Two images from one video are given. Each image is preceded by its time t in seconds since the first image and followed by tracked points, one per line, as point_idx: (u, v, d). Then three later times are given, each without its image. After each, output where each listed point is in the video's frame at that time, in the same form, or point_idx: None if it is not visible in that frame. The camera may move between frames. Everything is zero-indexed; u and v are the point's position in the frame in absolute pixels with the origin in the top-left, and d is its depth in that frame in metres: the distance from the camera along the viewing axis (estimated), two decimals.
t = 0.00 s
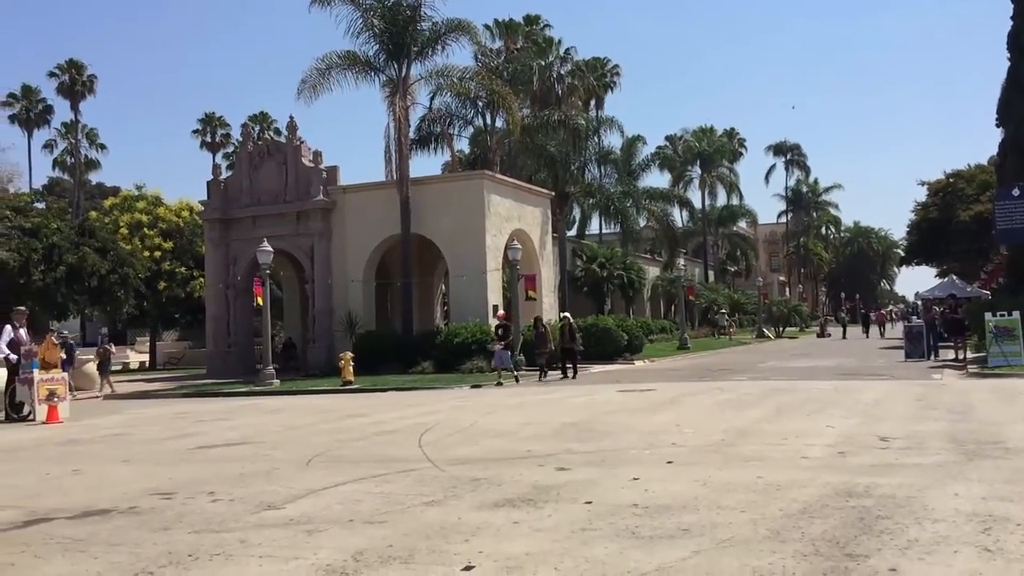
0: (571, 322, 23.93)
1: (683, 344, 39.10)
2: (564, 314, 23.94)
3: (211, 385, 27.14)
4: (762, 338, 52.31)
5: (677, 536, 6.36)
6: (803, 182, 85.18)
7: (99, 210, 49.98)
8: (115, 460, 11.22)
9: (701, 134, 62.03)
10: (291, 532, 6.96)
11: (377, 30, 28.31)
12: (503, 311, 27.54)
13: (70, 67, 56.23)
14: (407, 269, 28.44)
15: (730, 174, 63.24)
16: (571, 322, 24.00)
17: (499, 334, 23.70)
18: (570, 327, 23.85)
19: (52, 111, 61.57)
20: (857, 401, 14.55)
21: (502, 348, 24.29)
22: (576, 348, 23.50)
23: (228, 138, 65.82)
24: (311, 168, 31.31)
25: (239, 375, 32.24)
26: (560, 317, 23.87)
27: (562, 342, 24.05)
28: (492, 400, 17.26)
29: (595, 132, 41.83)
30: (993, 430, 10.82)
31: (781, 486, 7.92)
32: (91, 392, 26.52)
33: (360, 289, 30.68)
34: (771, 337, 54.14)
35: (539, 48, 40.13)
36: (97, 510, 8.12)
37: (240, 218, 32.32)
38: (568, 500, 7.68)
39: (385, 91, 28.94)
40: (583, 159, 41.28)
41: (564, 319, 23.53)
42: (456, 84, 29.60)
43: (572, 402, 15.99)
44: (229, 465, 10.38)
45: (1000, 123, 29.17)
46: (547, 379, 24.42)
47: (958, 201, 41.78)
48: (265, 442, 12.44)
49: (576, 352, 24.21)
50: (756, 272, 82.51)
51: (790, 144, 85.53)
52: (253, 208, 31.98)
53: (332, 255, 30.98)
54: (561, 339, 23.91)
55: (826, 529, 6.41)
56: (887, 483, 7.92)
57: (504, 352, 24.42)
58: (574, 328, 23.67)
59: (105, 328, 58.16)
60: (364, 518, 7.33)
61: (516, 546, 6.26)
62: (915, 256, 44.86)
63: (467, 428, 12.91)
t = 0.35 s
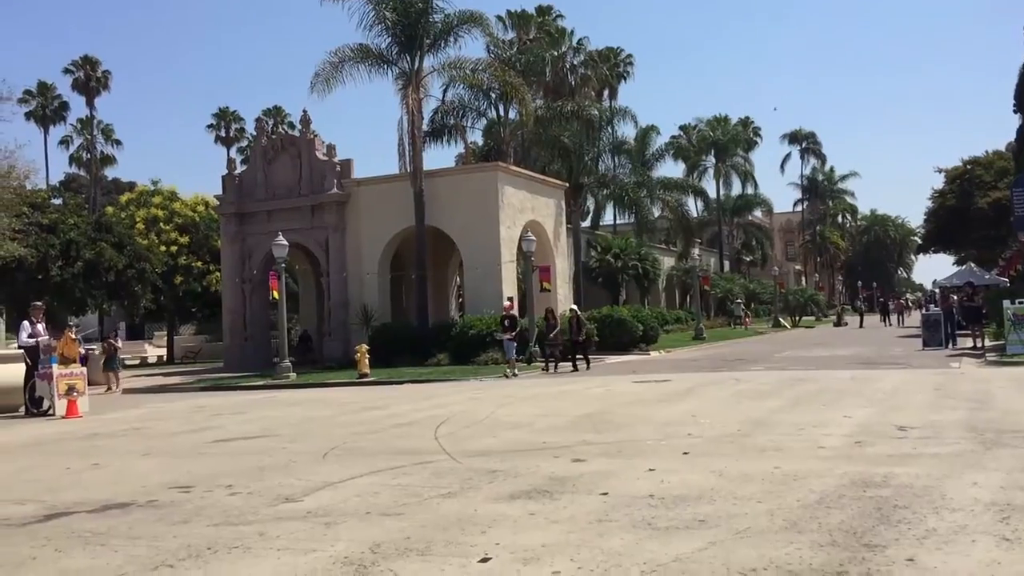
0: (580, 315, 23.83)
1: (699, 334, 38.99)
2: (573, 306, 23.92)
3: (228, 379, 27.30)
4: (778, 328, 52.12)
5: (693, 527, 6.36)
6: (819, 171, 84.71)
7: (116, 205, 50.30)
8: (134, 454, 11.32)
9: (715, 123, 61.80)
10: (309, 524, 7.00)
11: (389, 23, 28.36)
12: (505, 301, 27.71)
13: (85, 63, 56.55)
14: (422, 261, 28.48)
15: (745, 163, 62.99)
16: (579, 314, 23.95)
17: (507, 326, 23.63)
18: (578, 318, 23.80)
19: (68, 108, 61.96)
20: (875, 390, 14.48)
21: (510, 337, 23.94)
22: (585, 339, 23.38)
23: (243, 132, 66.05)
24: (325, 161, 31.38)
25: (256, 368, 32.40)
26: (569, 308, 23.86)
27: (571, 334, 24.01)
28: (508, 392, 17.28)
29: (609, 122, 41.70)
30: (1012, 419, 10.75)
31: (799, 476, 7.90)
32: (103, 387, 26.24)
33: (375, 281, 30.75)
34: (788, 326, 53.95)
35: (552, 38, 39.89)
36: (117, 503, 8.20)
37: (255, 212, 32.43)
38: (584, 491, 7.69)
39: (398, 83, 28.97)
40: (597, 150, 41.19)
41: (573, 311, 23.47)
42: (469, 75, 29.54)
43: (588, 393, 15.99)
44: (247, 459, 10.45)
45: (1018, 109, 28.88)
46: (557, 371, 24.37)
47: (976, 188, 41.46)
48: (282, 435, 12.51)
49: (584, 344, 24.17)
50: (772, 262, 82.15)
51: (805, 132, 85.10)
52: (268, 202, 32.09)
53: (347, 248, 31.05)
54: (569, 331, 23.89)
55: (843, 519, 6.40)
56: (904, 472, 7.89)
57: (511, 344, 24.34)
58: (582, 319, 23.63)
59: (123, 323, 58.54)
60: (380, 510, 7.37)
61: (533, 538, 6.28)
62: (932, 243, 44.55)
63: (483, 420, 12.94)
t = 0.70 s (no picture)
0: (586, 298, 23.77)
1: (711, 318, 38.90)
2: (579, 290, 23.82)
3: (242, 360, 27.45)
4: (792, 312, 52.00)
5: (705, 509, 6.38)
6: (834, 155, 84.24)
7: (130, 186, 50.48)
8: (149, 434, 11.41)
9: (729, 107, 61.49)
10: (323, 504, 7.06)
11: (402, 5, 28.28)
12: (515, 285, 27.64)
13: (99, 45, 56.64)
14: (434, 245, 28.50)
15: (759, 147, 62.69)
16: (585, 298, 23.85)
17: (512, 310, 23.45)
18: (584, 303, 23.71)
19: (82, 90, 62.11)
20: (889, 376, 14.46)
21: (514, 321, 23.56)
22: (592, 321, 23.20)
23: (256, 114, 66.10)
24: (338, 144, 31.41)
25: (269, 350, 32.58)
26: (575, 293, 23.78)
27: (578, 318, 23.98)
28: (520, 375, 17.32)
29: (622, 106, 41.52)
30: None
31: (811, 460, 7.90)
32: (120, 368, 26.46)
33: (388, 264, 30.81)
34: (801, 311, 53.78)
35: (565, 21, 39.52)
36: (132, 482, 8.28)
37: (269, 194, 32.49)
38: (596, 474, 7.71)
39: (412, 66, 28.92)
40: (610, 133, 41.12)
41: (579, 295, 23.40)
42: (482, 58, 29.44)
43: (600, 377, 16.01)
44: (261, 440, 10.52)
45: None
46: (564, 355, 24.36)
47: (992, 173, 41.15)
48: (296, 416, 12.59)
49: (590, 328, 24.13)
50: (786, 247, 81.80)
51: (820, 116, 84.55)
52: (281, 184, 32.14)
53: (360, 230, 31.11)
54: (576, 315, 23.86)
55: (856, 503, 6.40)
56: (917, 456, 7.88)
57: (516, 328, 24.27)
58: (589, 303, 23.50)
59: (138, 304, 58.87)
60: (394, 491, 7.41)
61: (545, 519, 6.30)
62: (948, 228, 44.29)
63: (496, 403, 12.98)
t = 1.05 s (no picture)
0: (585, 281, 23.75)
1: (715, 301, 38.86)
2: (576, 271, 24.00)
3: (246, 341, 27.49)
4: (795, 296, 51.94)
5: (708, 492, 6.38)
6: (840, 139, 83.97)
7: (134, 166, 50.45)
8: (154, 413, 11.45)
9: (735, 90, 61.19)
10: (327, 484, 7.08)
11: None
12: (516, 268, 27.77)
13: (103, 24, 56.46)
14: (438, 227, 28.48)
15: (764, 131, 62.47)
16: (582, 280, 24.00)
17: (508, 292, 23.38)
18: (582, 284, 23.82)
19: (86, 69, 61.98)
20: (892, 360, 14.45)
21: (509, 304, 23.56)
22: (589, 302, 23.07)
23: (260, 95, 65.95)
24: (343, 125, 31.32)
25: (273, 331, 32.61)
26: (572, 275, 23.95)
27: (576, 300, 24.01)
28: (524, 357, 17.34)
29: (628, 89, 41.35)
30: None
31: (815, 443, 7.91)
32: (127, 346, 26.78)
33: (392, 246, 30.79)
34: (805, 295, 53.74)
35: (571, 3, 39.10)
36: (137, 461, 8.31)
37: (273, 175, 32.44)
38: (600, 456, 7.72)
39: (416, 47, 28.81)
40: (615, 116, 41.03)
41: (577, 278, 23.41)
42: (487, 40, 29.31)
43: (604, 359, 16.03)
44: (265, 419, 10.54)
45: None
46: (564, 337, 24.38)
47: (999, 157, 40.97)
48: (300, 396, 12.62)
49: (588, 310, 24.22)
50: (790, 231, 81.67)
51: (826, 100, 84.17)
52: (286, 165, 32.08)
53: (364, 211, 31.06)
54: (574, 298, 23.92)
55: (859, 486, 6.40)
56: (921, 441, 7.88)
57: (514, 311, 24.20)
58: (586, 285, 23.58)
59: (142, 284, 58.94)
60: (397, 471, 7.43)
61: (549, 500, 6.32)
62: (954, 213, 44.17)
63: (500, 384, 13.00)
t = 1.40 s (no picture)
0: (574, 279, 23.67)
1: (712, 302, 38.88)
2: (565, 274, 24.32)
3: (243, 342, 27.46)
4: (792, 296, 52.00)
5: (706, 492, 6.37)
6: (836, 139, 84.09)
7: (130, 168, 50.37)
8: (150, 415, 11.43)
9: (731, 90, 61.19)
10: (325, 485, 7.08)
11: None
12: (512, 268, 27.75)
13: (99, 26, 56.36)
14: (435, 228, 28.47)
15: (761, 131, 62.56)
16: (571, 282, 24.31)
17: (497, 293, 23.39)
18: (571, 286, 24.08)
19: (82, 71, 61.90)
20: (889, 359, 14.47)
21: (499, 303, 23.47)
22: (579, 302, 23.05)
23: (256, 97, 65.91)
24: (339, 126, 31.30)
25: (270, 333, 32.57)
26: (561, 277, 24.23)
27: (566, 302, 24.08)
28: (521, 358, 17.33)
29: (624, 89, 41.38)
30: None
31: (811, 443, 7.91)
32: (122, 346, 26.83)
33: (389, 246, 30.77)
34: (802, 295, 53.79)
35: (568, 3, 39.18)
36: (135, 463, 8.30)
37: (270, 176, 32.40)
38: (597, 456, 7.72)
39: (413, 48, 28.80)
40: (612, 117, 41.06)
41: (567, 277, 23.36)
42: (483, 41, 29.31)
43: (601, 359, 16.04)
44: (262, 421, 10.53)
45: None
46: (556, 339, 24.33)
47: (995, 157, 41.02)
48: (297, 398, 12.60)
49: (578, 313, 24.35)
50: (787, 231, 81.77)
51: (822, 99, 84.22)
52: (282, 166, 32.05)
53: (360, 213, 31.04)
54: (564, 300, 24.03)
55: (856, 486, 6.40)
56: (918, 440, 7.89)
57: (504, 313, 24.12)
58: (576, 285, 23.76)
59: (139, 286, 58.86)
60: (394, 472, 7.43)
61: (546, 501, 6.32)
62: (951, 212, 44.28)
63: (497, 385, 13.00)
